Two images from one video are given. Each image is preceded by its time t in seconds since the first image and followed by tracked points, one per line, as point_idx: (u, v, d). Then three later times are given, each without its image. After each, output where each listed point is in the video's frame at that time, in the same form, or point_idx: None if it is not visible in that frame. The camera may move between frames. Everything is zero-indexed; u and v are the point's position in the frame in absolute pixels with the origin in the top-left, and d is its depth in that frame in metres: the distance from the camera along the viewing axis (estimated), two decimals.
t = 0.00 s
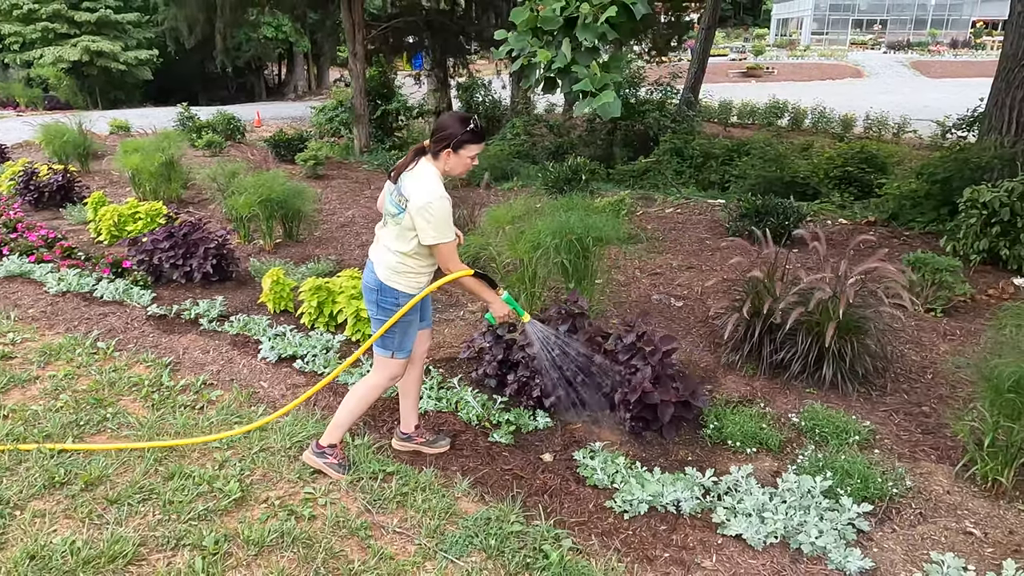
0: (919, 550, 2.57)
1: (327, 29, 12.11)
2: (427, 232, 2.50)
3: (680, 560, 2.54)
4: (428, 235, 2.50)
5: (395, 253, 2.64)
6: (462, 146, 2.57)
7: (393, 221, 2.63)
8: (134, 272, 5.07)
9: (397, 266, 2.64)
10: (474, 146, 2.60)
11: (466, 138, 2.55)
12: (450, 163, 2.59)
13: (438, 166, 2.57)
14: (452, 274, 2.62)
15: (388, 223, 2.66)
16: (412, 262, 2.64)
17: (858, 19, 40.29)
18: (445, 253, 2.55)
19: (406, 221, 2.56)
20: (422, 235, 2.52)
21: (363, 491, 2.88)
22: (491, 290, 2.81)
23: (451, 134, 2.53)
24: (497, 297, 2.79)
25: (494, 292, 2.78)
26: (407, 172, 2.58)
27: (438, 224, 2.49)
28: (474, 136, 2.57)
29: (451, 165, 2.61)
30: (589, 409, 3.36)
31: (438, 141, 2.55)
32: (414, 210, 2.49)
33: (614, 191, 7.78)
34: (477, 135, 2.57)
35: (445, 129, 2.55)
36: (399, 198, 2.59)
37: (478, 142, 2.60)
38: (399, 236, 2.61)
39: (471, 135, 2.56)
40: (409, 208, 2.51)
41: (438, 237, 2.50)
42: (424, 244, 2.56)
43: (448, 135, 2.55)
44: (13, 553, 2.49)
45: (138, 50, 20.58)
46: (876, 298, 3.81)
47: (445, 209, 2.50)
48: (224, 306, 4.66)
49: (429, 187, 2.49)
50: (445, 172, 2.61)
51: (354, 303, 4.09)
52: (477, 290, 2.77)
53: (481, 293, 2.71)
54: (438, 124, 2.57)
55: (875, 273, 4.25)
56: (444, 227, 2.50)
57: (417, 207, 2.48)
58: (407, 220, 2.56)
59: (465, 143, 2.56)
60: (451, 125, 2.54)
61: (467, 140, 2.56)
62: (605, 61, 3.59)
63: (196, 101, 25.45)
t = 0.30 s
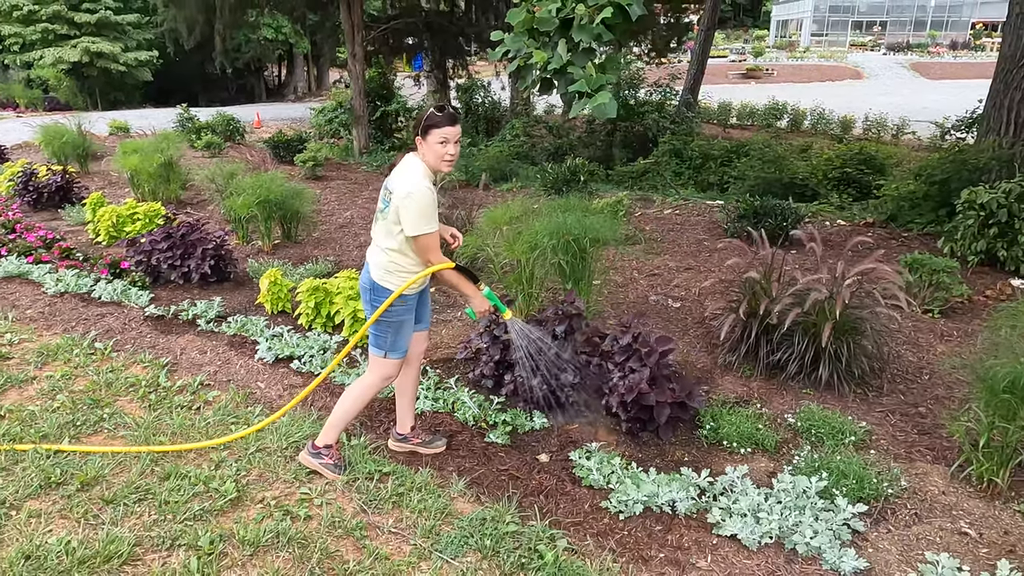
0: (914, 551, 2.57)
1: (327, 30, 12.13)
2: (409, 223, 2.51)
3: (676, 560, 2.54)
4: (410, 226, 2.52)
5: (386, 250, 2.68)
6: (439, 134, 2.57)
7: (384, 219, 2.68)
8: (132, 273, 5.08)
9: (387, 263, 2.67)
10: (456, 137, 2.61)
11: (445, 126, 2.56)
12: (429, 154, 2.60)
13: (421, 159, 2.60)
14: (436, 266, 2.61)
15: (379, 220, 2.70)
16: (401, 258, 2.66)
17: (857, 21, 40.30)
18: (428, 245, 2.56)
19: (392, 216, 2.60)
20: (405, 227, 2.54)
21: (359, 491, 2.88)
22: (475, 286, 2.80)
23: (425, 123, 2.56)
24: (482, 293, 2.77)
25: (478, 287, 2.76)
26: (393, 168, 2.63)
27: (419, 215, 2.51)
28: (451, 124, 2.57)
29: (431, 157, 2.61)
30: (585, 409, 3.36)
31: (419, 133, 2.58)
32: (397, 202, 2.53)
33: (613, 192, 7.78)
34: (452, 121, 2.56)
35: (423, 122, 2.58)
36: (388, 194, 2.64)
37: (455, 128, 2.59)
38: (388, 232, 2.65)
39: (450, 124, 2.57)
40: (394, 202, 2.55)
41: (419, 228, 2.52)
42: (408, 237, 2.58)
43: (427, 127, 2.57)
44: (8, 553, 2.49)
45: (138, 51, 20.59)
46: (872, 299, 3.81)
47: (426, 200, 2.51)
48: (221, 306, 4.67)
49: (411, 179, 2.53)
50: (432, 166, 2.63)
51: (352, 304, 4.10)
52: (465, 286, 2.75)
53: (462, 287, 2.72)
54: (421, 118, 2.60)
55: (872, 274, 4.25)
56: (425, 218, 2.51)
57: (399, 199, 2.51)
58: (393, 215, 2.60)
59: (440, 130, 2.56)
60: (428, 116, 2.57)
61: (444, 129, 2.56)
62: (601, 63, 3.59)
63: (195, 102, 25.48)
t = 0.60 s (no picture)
0: (910, 552, 2.57)
1: (326, 31, 12.13)
2: (391, 221, 2.52)
3: (671, 562, 2.54)
4: (392, 225, 2.52)
5: (375, 250, 2.69)
6: (421, 132, 2.57)
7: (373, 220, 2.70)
8: (131, 274, 5.08)
9: (375, 264, 2.68)
10: (441, 135, 2.61)
11: (428, 125, 2.56)
12: (412, 152, 2.60)
13: (407, 158, 2.61)
14: (420, 265, 2.60)
15: (370, 222, 2.73)
16: (390, 258, 2.66)
17: (857, 22, 40.25)
18: (411, 243, 2.55)
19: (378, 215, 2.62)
20: (388, 226, 2.55)
21: (355, 493, 2.88)
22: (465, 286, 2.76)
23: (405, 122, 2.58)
24: (471, 294, 2.74)
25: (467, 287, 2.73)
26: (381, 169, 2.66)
27: (400, 214, 2.51)
28: (433, 121, 2.57)
29: (415, 156, 2.61)
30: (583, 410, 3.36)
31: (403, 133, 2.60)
32: (381, 201, 2.54)
33: (611, 193, 7.78)
34: (433, 117, 2.56)
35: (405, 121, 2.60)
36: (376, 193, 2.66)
37: (437, 125, 2.59)
38: (376, 232, 2.66)
39: (432, 122, 2.57)
40: (379, 201, 2.57)
41: (401, 226, 2.52)
42: (393, 236, 2.58)
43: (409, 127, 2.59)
44: (3, 554, 2.49)
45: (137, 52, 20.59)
46: (870, 300, 3.80)
47: (409, 198, 2.52)
48: (219, 307, 4.67)
49: (395, 178, 2.54)
50: (419, 166, 2.63)
51: (349, 305, 4.13)
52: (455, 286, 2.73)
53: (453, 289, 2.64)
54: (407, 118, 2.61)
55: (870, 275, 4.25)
56: (406, 216, 2.51)
57: (382, 198, 2.53)
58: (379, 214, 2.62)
59: (421, 127, 2.56)
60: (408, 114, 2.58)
61: (426, 127, 2.57)
62: (598, 64, 3.60)
63: (195, 103, 25.49)
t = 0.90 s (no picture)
0: (910, 555, 2.56)
1: (326, 32, 12.09)
2: (385, 224, 2.52)
3: (671, 564, 2.54)
4: (387, 228, 2.52)
5: (371, 253, 2.69)
6: (412, 135, 2.57)
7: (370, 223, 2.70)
8: (130, 276, 5.08)
9: (372, 266, 2.68)
10: (434, 136, 2.59)
11: (416, 126, 2.55)
12: (404, 155, 2.60)
13: (402, 161, 2.61)
14: (414, 268, 2.59)
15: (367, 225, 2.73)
16: (386, 261, 2.66)
17: (857, 22, 40.23)
18: (405, 247, 2.54)
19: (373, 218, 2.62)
20: (382, 229, 2.55)
21: (354, 495, 2.87)
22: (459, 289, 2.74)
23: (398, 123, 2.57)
24: (466, 297, 2.72)
25: (461, 290, 2.71)
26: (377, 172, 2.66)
27: (394, 217, 2.51)
28: (423, 122, 2.56)
29: (410, 159, 2.60)
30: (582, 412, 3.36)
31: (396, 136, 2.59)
32: (376, 204, 2.54)
33: (611, 194, 7.78)
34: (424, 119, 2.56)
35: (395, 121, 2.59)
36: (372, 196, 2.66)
37: (428, 125, 2.57)
38: (372, 235, 2.66)
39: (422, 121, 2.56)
40: (374, 204, 2.57)
41: (395, 230, 2.51)
42: (388, 239, 2.58)
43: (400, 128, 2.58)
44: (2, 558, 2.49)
45: (137, 52, 20.59)
46: (869, 302, 3.80)
47: (403, 201, 2.51)
48: (218, 309, 4.67)
49: (389, 181, 2.54)
50: (415, 170, 2.62)
51: (348, 307, 4.12)
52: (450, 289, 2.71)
53: (447, 291, 2.63)
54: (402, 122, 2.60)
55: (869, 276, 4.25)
56: (399, 220, 2.51)
57: (377, 202, 2.53)
58: (374, 217, 2.61)
59: (413, 130, 2.56)
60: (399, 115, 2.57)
61: (417, 129, 2.56)
62: (597, 66, 3.60)
63: (195, 103, 25.50)
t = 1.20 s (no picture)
0: (912, 557, 2.55)
1: (326, 33, 12.09)
2: (385, 226, 2.51)
3: (673, 566, 2.53)
4: (387, 229, 2.51)
5: (372, 253, 2.68)
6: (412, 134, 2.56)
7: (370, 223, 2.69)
8: (129, 276, 5.07)
9: (372, 267, 2.67)
10: (435, 136, 2.58)
11: (417, 125, 2.54)
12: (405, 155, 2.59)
13: (404, 162, 2.60)
14: (414, 270, 2.58)
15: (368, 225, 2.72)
16: (386, 262, 2.65)
17: (857, 23, 40.23)
18: (405, 248, 2.53)
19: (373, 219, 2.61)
20: (383, 230, 2.53)
21: (355, 497, 2.86)
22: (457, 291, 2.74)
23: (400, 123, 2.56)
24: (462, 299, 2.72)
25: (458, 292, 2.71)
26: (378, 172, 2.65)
27: (395, 218, 2.50)
28: (425, 122, 2.55)
29: (412, 160, 2.59)
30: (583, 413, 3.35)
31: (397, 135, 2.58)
32: (377, 205, 2.53)
33: (611, 195, 7.77)
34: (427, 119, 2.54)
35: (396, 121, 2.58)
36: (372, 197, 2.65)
37: (430, 126, 2.56)
38: (373, 236, 2.66)
39: (422, 121, 2.55)
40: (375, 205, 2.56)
41: (395, 231, 2.50)
42: (388, 240, 2.57)
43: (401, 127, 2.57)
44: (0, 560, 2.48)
45: (137, 53, 20.60)
46: (870, 302, 3.79)
47: (404, 203, 2.50)
48: (218, 309, 4.66)
49: (390, 182, 2.53)
50: (416, 171, 2.61)
51: (348, 307, 4.11)
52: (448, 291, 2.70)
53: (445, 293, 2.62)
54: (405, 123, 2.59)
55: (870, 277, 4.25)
56: (400, 221, 2.50)
57: (378, 203, 2.52)
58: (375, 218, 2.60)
59: (414, 130, 2.55)
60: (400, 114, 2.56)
61: (418, 129, 2.55)
62: (597, 66, 3.60)
63: (195, 104, 25.52)
